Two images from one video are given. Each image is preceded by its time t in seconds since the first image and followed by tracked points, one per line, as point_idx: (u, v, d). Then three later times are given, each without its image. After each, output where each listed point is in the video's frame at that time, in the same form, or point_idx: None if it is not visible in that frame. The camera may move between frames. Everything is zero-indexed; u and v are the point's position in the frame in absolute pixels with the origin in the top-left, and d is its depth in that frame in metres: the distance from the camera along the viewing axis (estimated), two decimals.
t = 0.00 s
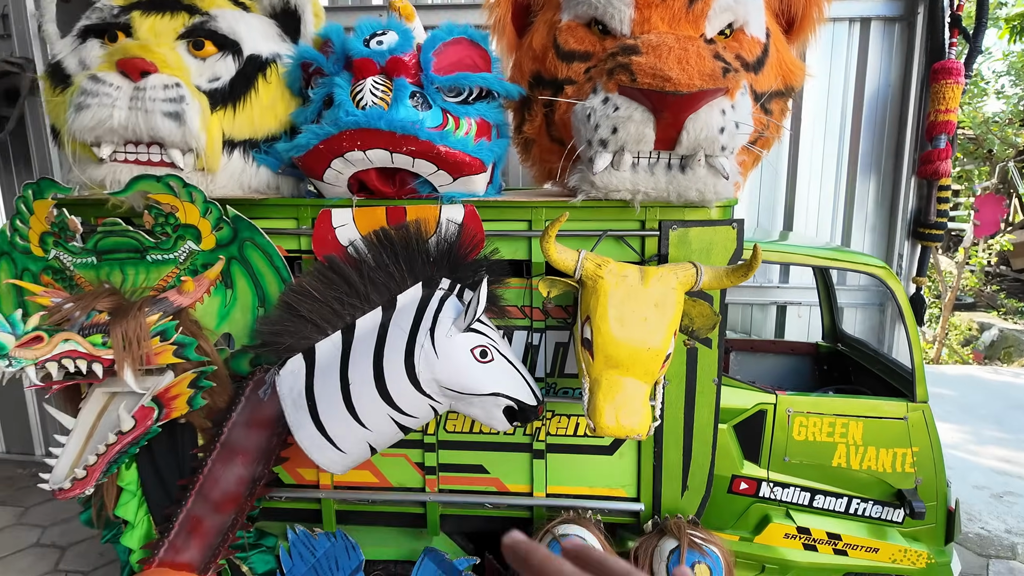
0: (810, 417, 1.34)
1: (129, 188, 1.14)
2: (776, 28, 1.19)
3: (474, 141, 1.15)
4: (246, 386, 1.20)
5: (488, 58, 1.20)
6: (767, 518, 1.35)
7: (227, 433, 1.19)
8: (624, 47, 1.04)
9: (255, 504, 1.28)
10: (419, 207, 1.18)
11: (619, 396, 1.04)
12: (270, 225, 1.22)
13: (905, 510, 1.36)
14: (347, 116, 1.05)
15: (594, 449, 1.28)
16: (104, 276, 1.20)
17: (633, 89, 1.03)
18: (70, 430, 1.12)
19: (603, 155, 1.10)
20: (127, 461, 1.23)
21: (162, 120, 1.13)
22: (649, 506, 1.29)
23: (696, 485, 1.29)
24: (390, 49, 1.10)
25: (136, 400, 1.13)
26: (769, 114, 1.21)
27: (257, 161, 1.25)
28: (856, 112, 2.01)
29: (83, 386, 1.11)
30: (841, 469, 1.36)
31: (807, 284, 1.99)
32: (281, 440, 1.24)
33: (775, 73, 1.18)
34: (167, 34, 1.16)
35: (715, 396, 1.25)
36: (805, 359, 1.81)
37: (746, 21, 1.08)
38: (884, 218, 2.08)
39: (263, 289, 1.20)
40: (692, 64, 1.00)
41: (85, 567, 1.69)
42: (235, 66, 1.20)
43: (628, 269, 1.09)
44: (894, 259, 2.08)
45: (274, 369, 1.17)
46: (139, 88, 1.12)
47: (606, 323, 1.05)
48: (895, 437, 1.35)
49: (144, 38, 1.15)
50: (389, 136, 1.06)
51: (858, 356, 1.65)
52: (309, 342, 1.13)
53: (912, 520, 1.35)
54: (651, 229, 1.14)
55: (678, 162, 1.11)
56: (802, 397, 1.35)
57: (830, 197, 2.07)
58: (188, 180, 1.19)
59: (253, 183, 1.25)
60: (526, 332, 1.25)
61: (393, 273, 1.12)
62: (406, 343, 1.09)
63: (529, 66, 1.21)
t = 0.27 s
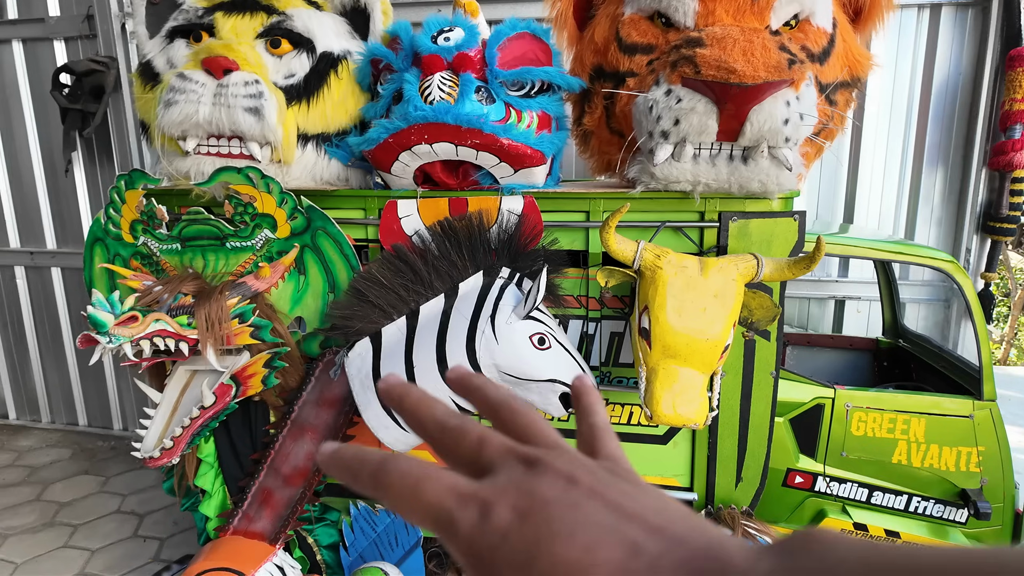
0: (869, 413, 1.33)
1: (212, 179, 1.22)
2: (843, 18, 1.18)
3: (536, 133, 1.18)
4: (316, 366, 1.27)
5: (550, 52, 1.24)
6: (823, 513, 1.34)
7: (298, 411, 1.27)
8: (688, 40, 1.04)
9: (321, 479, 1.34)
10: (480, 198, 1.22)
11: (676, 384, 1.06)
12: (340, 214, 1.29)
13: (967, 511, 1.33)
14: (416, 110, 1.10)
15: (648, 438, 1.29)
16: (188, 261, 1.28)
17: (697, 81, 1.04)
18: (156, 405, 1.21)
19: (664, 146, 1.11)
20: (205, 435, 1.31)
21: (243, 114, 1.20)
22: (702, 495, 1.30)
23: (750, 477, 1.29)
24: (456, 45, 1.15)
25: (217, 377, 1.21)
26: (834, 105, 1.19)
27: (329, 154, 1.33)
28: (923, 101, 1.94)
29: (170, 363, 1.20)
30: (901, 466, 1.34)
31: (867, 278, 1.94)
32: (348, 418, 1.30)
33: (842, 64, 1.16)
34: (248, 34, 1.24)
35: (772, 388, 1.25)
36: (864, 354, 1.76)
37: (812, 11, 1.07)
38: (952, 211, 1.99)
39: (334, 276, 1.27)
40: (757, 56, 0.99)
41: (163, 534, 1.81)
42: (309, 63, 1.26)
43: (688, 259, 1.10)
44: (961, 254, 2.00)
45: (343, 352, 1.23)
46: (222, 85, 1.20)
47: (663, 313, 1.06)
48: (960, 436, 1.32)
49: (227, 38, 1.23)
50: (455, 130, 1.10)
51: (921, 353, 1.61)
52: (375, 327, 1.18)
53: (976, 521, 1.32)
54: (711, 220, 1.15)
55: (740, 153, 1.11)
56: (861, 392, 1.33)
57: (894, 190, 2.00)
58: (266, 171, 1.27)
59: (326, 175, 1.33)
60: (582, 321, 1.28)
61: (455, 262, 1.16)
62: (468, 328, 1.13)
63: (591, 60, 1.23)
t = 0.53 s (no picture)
0: (923, 416, 1.27)
1: (266, 173, 1.27)
2: (903, 7, 1.13)
3: (580, 127, 1.18)
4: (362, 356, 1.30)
5: (597, 45, 1.23)
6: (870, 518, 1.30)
7: (344, 399, 1.31)
8: (738, 31, 1.02)
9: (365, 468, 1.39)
10: (523, 193, 1.23)
11: (719, 382, 1.04)
12: (386, 208, 1.32)
13: None
14: (461, 106, 1.13)
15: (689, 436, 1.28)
16: (242, 253, 1.34)
17: (746, 73, 1.02)
18: (211, 390, 1.27)
19: (711, 139, 1.09)
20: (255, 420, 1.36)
21: (295, 110, 1.24)
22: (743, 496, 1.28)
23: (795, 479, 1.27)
24: (503, 41, 1.16)
25: (268, 364, 1.26)
26: (891, 98, 1.15)
27: (377, 149, 1.36)
28: (989, 92, 1.84)
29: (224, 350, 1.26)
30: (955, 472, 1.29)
31: (923, 277, 1.86)
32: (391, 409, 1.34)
33: (901, 55, 1.12)
34: (301, 32, 1.28)
35: (819, 389, 1.22)
36: (919, 356, 1.70)
37: None
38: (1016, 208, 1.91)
39: (379, 269, 1.30)
40: (811, 47, 0.97)
41: (214, 513, 1.90)
42: (359, 60, 1.29)
43: (734, 255, 1.08)
44: None
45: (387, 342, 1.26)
46: (276, 82, 1.24)
47: (707, 310, 1.05)
48: (1020, 443, 1.27)
49: (282, 36, 1.27)
50: (500, 124, 1.11)
51: (979, 356, 1.55)
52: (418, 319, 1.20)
53: None
54: (759, 216, 1.13)
55: (791, 147, 1.09)
56: (914, 395, 1.28)
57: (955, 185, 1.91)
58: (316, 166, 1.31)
59: (374, 169, 1.36)
60: (623, 317, 1.27)
61: (497, 256, 1.17)
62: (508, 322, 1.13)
63: (638, 53, 1.22)
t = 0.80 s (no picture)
0: (944, 417, 1.25)
1: (283, 167, 1.28)
2: None
3: (595, 122, 1.17)
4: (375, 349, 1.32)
5: (612, 38, 1.21)
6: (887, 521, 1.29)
7: (358, 391, 1.33)
8: (756, 23, 1.00)
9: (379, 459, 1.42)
10: (536, 188, 1.23)
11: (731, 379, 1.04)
12: (400, 203, 1.33)
13: None
14: (475, 100, 1.12)
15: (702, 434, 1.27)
16: (259, 246, 1.36)
17: (764, 65, 1.00)
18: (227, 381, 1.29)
19: (728, 133, 1.06)
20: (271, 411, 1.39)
21: (311, 105, 1.25)
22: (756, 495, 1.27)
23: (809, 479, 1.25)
24: (517, 34, 1.15)
25: (283, 357, 1.27)
26: (916, 90, 1.12)
27: (391, 144, 1.36)
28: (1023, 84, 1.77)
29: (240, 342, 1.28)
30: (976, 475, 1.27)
31: (950, 275, 1.81)
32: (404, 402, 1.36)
33: (925, 45, 1.09)
34: (318, 27, 1.29)
35: (837, 388, 1.19)
36: (943, 356, 1.65)
37: None
38: None
39: (393, 263, 1.31)
40: (831, 39, 0.94)
41: (233, 502, 1.94)
42: (375, 55, 1.30)
43: (749, 251, 1.06)
44: None
45: (400, 336, 1.27)
46: (293, 77, 1.25)
47: (720, 307, 1.04)
48: None
49: (299, 31, 1.28)
50: (513, 119, 1.11)
51: (1005, 356, 1.51)
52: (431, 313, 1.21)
53: None
54: (776, 211, 1.11)
55: (810, 141, 1.07)
56: (936, 395, 1.25)
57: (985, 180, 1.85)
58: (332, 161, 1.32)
59: (389, 164, 1.36)
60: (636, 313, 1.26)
61: (509, 251, 1.18)
62: (520, 317, 1.14)
63: (654, 45, 1.20)
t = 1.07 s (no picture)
0: (936, 418, 1.25)
1: (274, 166, 1.28)
2: None
3: (585, 121, 1.16)
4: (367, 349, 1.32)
5: (604, 37, 1.21)
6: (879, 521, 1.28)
7: (350, 390, 1.33)
8: (745, 22, 0.99)
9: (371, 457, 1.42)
10: (527, 187, 1.22)
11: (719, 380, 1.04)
12: (392, 202, 1.33)
13: None
14: (464, 100, 1.12)
15: (693, 434, 1.27)
16: (252, 245, 1.36)
17: (752, 65, 0.99)
18: (220, 380, 1.30)
19: (717, 133, 1.06)
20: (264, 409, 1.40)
21: (303, 105, 1.25)
22: (747, 495, 1.27)
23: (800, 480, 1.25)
24: (507, 33, 1.14)
25: (275, 356, 1.27)
26: (908, 89, 1.11)
27: (383, 143, 1.36)
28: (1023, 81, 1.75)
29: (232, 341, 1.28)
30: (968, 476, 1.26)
31: (947, 274, 1.79)
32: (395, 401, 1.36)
33: (917, 44, 1.08)
34: (310, 26, 1.29)
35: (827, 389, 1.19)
36: (939, 356, 1.64)
37: None
38: None
39: (385, 262, 1.31)
40: (819, 39, 0.94)
41: (230, 499, 1.96)
42: (367, 54, 1.29)
43: (737, 252, 1.06)
44: None
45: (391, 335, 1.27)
46: (284, 77, 1.25)
47: (708, 308, 1.03)
48: None
49: (290, 30, 1.28)
50: (502, 119, 1.11)
51: (1001, 357, 1.50)
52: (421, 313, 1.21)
53: None
54: (767, 211, 1.10)
55: (799, 141, 1.06)
56: (927, 396, 1.26)
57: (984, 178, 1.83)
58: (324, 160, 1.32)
59: (381, 163, 1.36)
60: (627, 313, 1.27)
61: (499, 251, 1.18)
62: (509, 317, 1.15)
63: (646, 44, 1.19)
